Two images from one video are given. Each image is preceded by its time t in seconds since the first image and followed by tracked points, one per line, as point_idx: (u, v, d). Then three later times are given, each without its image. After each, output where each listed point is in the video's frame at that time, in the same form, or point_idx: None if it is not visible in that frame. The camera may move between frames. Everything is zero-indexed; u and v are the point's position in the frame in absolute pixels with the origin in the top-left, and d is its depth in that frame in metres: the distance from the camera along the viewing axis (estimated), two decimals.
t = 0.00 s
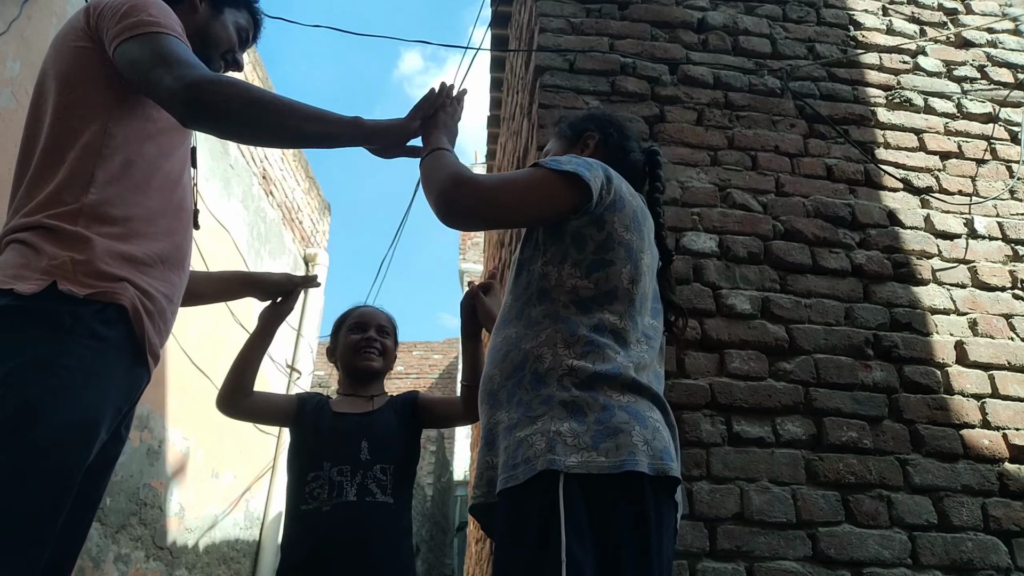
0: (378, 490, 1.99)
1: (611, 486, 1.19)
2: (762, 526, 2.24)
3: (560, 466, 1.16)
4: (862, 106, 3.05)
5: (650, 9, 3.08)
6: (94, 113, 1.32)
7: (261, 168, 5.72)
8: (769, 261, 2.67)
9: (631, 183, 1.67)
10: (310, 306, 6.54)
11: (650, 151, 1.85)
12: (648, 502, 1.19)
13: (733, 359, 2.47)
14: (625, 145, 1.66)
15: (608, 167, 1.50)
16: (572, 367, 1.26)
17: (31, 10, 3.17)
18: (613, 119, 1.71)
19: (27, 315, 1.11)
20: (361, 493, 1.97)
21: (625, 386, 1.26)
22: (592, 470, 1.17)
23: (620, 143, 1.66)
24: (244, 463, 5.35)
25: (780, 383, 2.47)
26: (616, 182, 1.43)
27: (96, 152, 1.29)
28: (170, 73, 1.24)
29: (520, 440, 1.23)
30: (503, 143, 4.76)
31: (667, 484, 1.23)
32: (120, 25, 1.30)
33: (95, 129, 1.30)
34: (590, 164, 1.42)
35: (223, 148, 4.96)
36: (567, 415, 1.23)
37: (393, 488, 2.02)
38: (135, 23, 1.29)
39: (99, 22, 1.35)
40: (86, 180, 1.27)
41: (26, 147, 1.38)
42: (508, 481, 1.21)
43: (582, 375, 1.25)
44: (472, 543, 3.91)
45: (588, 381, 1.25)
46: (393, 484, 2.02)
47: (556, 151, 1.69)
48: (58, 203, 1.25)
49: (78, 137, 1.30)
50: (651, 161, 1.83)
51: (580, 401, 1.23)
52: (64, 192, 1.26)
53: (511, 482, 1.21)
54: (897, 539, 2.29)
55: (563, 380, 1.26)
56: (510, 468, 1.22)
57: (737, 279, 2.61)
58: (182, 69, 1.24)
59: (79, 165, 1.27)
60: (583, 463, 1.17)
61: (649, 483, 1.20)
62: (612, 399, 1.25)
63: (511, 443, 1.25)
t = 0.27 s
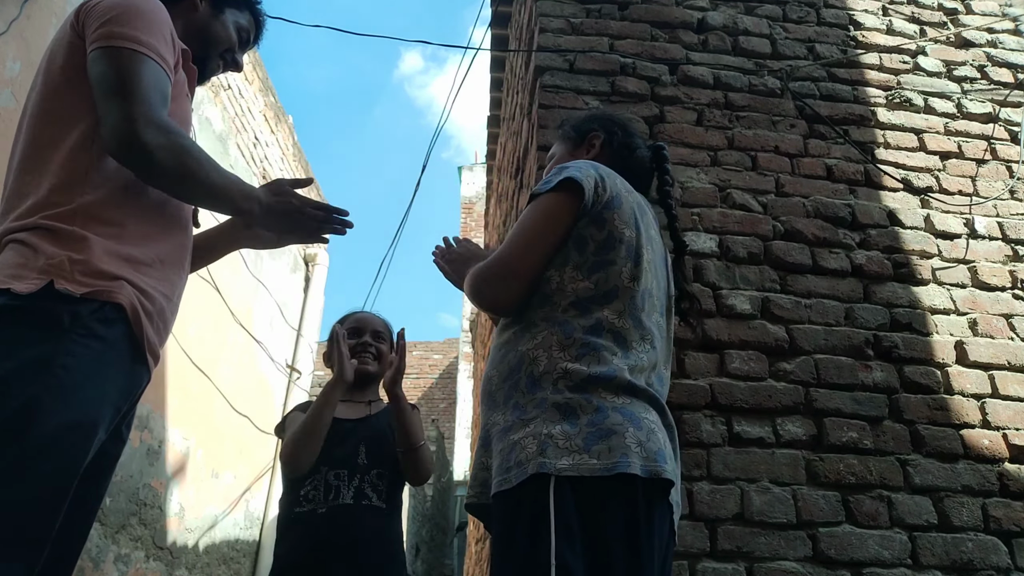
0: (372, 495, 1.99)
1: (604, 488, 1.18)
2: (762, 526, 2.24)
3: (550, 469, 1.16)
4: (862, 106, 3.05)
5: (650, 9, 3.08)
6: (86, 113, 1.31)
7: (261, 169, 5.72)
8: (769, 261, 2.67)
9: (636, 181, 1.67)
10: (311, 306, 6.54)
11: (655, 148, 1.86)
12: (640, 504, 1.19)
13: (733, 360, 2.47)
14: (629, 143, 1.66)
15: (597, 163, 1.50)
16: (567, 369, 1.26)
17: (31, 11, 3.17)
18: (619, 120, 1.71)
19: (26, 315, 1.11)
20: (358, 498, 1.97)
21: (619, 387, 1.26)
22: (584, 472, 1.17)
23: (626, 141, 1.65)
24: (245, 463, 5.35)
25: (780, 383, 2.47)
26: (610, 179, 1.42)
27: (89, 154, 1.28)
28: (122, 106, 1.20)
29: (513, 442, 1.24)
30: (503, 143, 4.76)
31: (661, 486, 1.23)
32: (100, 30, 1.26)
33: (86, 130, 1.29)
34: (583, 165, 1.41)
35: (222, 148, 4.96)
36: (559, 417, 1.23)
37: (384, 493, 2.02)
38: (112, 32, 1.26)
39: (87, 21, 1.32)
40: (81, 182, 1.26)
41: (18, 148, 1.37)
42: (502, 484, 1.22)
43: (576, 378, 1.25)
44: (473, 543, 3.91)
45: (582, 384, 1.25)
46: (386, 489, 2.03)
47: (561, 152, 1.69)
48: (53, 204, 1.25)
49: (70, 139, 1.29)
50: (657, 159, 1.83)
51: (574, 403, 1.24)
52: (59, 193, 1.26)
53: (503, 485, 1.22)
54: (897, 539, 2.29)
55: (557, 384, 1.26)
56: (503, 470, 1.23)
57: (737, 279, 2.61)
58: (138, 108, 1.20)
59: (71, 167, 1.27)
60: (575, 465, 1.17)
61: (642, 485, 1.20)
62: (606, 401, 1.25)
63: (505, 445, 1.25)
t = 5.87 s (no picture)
0: (367, 501, 1.98)
1: (604, 484, 1.19)
2: (762, 526, 2.24)
3: (555, 461, 1.16)
4: (862, 106, 3.05)
5: (650, 9, 3.08)
6: (94, 116, 1.31)
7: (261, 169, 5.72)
8: (769, 261, 2.67)
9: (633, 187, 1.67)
10: (311, 306, 6.54)
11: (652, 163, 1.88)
12: (641, 502, 1.19)
13: (733, 359, 2.47)
14: (633, 156, 1.66)
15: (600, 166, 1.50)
16: (570, 362, 1.26)
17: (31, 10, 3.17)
18: (620, 126, 1.71)
19: (34, 316, 1.11)
20: (350, 504, 1.97)
21: (621, 384, 1.27)
22: (587, 466, 1.17)
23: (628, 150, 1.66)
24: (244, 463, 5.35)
25: (780, 383, 2.47)
26: (610, 184, 1.43)
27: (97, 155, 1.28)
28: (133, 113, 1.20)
29: (514, 433, 1.23)
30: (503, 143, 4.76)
31: (658, 486, 1.23)
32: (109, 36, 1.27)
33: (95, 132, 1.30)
34: (582, 168, 1.41)
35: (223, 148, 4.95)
36: (563, 410, 1.23)
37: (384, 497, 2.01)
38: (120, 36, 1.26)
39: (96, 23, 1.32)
40: (88, 183, 1.26)
41: (26, 151, 1.37)
42: (500, 473, 1.20)
43: (580, 371, 1.25)
44: (472, 544, 3.91)
45: (585, 378, 1.25)
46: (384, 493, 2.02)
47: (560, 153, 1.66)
48: (60, 206, 1.25)
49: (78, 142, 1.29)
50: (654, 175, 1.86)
51: (576, 398, 1.24)
52: (66, 194, 1.25)
53: (502, 474, 1.20)
54: (897, 539, 2.29)
55: (560, 376, 1.26)
56: (503, 460, 1.22)
57: (737, 279, 2.61)
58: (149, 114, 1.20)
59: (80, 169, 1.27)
60: (578, 458, 1.17)
61: (642, 483, 1.20)
62: (609, 397, 1.25)
63: (505, 435, 1.24)
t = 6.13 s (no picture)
0: (361, 495, 1.98)
1: (605, 488, 1.19)
2: (762, 526, 2.24)
3: (556, 466, 1.16)
4: (862, 106, 3.05)
5: (650, 9, 3.08)
6: (102, 118, 1.31)
7: (262, 169, 5.72)
8: (769, 261, 2.67)
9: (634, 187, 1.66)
10: (310, 306, 6.54)
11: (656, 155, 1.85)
12: (642, 504, 1.19)
13: (733, 359, 2.47)
14: (631, 148, 1.65)
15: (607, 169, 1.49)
16: (570, 367, 1.26)
17: (31, 10, 3.17)
18: (624, 120, 1.70)
19: (41, 318, 1.11)
20: (343, 498, 1.97)
21: (620, 387, 1.27)
22: (588, 470, 1.17)
23: (630, 147, 1.65)
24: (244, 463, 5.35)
25: (780, 383, 2.47)
26: (615, 188, 1.42)
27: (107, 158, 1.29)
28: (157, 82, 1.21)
29: (515, 439, 1.23)
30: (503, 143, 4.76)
31: (659, 487, 1.23)
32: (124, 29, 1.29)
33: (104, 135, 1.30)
34: (587, 167, 1.39)
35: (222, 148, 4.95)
36: (564, 415, 1.23)
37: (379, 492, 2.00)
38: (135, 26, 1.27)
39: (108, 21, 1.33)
40: (98, 186, 1.26)
41: (33, 151, 1.38)
42: (502, 480, 1.20)
43: (579, 375, 1.25)
44: (472, 543, 3.91)
45: (585, 382, 1.25)
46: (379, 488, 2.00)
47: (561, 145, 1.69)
48: (69, 208, 1.25)
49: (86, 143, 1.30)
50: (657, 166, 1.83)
51: (576, 402, 1.24)
52: (75, 196, 1.26)
53: (505, 481, 1.20)
54: (897, 539, 2.29)
55: (560, 380, 1.26)
56: (505, 466, 1.22)
57: (737, 279, 2.61)
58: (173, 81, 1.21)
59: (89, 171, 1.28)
60: (579, 463, 1.17)
61: (644, 485, 1.20)
62: (609, 400, 1.25)
63: (507, 441, 1.24)
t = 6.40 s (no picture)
0: (355, 497, 1.99)
1: (604, 488, 1.18)
2: (762, 526, 2.24)
3: (553, 466, 1.16)
4: (862, 106, 3.05)
5: (650, 9, 3.08)
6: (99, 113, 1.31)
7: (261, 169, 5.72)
8: (769, 261, 2.67)
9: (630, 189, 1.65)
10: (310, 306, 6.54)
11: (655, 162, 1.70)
12: (640, 505, 1.19)
13: (733, 359, 2.47)
14: (625, 151, 1.65)
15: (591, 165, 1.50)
16: (569, 367, 1.26)
17: (31, 10, 3.17)
18: (622, 121, 1.71)
19: (42, 318, 1.10)
20: (339, 500, 1.98)
21: (620, 387, 1.27)
22: (585, 470, 1.16)
23: (621, 151, 1.65)
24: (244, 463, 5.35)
25: (780, 384, 2.47)
26: (606, 180, 1.43)
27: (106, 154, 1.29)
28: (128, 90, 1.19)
29: (513, 440, 1.23)
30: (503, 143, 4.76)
31: (659, 488, 1.23)
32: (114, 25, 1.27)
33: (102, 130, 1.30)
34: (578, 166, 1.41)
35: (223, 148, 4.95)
36: (561, 415, 1.23)
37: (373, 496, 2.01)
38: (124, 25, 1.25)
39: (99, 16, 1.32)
40: (97, 183, 1.27)
41: (32, 148, 1.38)
42: (501, 481, 1.21)
43: (578, 375, 1.25)
44: (472, 543, 3.91)
45: (584, 382, 1.25)
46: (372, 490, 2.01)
47: (559, 145, 1.72)
48: (68, 204, 1.25)
49: (84, 138, 1.30)
50: (654, 174, 1.68)
51: (574, 402, 1.24)
52: (74, 194, 1.26)
53: (505, 482, 1.20)
54: (897, 539, 2.29)
55: (559, 380, 1.26)
56: (504, 468, 1.22)
57: (737, 279, 2.61)
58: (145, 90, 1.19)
59: (89, 167, 1.28)
60: (577, 463, 1.17)
61: (642, 485, 1.20)
62: (608, 400, 1.25)
63: (506, 443, 1.25)
